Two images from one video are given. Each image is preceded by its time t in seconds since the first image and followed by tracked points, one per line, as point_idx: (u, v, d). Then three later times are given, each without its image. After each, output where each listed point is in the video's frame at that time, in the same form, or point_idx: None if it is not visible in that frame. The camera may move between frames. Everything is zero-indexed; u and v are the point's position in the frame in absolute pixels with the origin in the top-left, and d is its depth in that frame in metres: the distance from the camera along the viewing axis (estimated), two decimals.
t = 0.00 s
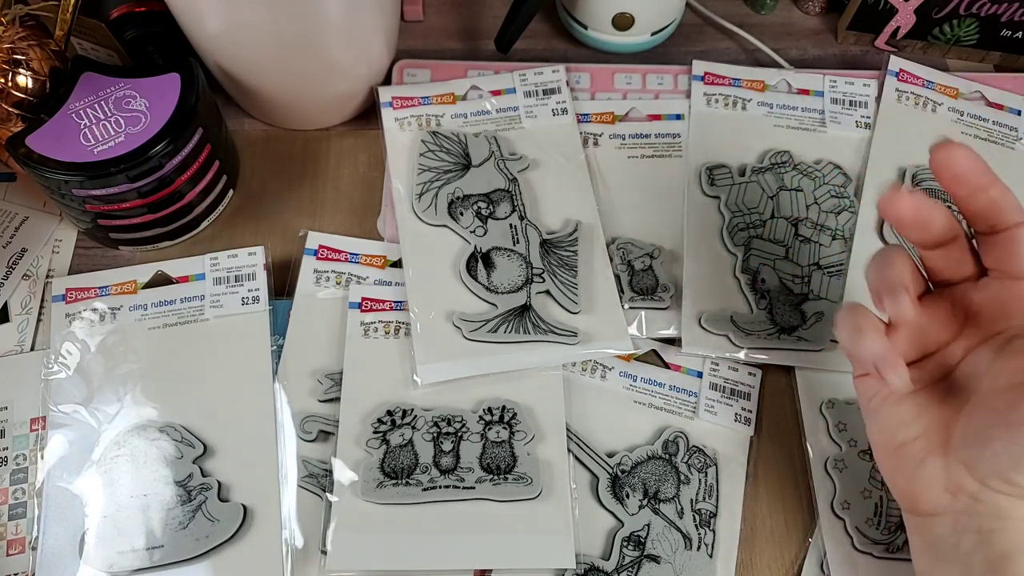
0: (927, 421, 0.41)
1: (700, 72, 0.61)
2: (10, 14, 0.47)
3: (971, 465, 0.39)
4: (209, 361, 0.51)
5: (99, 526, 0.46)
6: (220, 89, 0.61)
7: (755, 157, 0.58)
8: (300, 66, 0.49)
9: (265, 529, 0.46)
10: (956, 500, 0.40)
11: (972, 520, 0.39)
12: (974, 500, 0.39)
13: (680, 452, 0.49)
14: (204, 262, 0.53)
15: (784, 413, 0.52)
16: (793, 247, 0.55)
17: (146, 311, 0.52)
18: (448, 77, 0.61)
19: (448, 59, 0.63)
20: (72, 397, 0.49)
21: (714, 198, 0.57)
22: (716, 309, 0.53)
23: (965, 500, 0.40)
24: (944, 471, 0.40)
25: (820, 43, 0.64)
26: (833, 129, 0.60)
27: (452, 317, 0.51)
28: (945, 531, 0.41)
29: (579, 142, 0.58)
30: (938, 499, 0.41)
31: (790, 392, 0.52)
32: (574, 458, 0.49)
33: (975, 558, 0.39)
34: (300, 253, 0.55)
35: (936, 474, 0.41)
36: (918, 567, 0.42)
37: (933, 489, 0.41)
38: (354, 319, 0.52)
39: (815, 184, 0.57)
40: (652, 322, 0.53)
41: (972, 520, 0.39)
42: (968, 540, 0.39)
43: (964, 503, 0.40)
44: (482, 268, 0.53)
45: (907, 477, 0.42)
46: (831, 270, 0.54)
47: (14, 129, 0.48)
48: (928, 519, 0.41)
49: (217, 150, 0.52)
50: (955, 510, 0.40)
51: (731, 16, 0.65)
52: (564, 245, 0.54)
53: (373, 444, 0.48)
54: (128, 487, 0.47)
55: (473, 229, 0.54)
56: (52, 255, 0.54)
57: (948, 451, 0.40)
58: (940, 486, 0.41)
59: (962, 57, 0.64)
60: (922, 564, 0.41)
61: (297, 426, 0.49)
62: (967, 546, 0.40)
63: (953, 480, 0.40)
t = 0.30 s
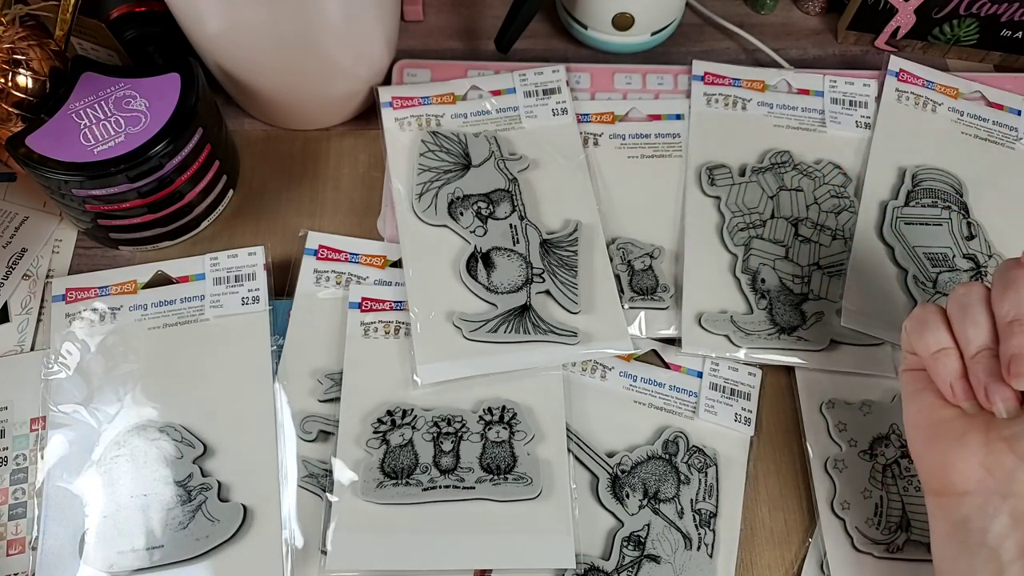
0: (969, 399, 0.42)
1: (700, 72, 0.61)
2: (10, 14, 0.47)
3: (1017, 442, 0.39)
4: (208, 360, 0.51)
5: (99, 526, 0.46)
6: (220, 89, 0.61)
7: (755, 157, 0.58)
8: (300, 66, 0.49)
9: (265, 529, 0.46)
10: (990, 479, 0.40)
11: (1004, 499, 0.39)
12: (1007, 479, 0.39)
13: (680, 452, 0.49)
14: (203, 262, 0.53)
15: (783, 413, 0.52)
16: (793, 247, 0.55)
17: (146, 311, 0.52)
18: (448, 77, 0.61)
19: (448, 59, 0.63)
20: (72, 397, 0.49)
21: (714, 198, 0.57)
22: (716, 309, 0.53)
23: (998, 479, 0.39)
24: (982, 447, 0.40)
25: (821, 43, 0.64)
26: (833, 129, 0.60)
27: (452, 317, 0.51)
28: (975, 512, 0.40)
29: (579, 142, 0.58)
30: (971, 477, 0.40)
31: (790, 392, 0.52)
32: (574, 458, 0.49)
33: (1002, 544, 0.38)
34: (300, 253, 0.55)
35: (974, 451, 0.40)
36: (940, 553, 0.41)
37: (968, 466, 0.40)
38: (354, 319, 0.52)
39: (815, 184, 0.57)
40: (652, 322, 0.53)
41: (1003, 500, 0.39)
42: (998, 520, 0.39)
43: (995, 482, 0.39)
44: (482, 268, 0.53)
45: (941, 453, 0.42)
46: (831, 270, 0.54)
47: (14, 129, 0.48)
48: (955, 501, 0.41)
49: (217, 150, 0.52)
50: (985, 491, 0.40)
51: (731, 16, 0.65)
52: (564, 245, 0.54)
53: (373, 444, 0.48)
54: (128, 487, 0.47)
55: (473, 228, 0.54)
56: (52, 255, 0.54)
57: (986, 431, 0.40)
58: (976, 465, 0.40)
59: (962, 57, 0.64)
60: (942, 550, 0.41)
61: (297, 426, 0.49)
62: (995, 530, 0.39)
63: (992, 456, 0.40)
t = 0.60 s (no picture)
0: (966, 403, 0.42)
1: (700, 72, 0.61)
2: (10, 14, 0.47)
3: (1013, 442, 0.39)
4: (208, 360, 0.51)
5: (99, 526, 0.46)
6: (220, 89, 0.61)
7: (755, 157, 0.58)
8: (300, 66, 0.49)
9: (265, 529, 0.46)
10: (986, 478, 0.40)
11: (1000, 499, 0.39)
12: (1004, 479, 0.39)
13: (680, 452, 0.49)
14: (203, 262, 0.53)
15: (783, 413, 0.52)
16: (793, 247, 0.55)
17: (146, 311, 0.52)
18: (448, 77, 0.61)
19: (448, 59, 0.63)
20: (72, 397, 0.49)
21: (714, 198, 0.57)
22: (716, 309, 0.53)
23: (995, 479, 0.39)
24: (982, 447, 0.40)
25: (820, 43, 0.64)
26: (833, 129, 0.60)
27: (452, 317, 0.51)
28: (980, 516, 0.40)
29: (579, 141, 0.58)
30: (968, 476, 0.40)
31: (790, 392, 0.52)
32: (574, 458, 0.49)
33: (999, 544, 0.38)
34: (300, 253, 0.55)
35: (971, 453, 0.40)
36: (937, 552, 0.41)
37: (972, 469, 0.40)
38: (354, 319, 0.52)
39: (815, 184, 0.57)
40: (652, 322, 0.53)
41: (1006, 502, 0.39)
42: (996, 520, 0.39)
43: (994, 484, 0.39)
44: (482, 268, 0.53)
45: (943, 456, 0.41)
46: (831, 270, 0.54)
47: (14, 129, 0.48)
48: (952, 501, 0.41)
49: (217, 150, 0.52)
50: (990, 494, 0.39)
51: (731, 16, 0.65)
52: (564, 245, 0.54)
53: (373, 444, 0.48)
54: (128, 487, 0.47)
55: (473, 228, 0.54)
56: (52, 255, 0.54)
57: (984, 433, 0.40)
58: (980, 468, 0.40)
59: (962, 57, 0.64)
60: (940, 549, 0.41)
61: (297, 426, 0.49)
62: (992, 529, 0.39)
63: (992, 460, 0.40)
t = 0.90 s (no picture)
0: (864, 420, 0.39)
1: (700, 72, 0.61)
2: (10, 14, 0.47)
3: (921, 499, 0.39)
4: (207, 360, 0.51)
5: (99, 526, 0.46)
6: (220, 89, 0.61)
7: (755, 157, 0.58)
8: (299, 66, 0.49)
9: (265, 529, 0.46)
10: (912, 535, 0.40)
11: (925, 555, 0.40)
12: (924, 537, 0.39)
13: (680, 452, 0.49)
14: (203, 262, 0.53)
15: (780, 413, 0.52)
16: (793, 247, 0.55)
17: (146, 311, 0.52)
18: (448, 77, 0.61)
19: (448, 59, 0.63)
20: (72, 397, 0.49)
21: (714, 198, 0.57)
22: (716, 309, 0.53)
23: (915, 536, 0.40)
24: (941, 461, 0.38)
25: (821, 42, 0.64)
26: (833, 129, 0.60)
27: (453, 317, 0.51)
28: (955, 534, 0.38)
29: (579, 142, 0.58)
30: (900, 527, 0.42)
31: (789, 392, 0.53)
32: (574, 458, 0.49)
33: None
34: (300, 253, 0.55)
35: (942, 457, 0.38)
36: None
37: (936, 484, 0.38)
38: (354, 319, 0.52)
39: (815, 184, 0.57)
40: (652, 322, 0.53)
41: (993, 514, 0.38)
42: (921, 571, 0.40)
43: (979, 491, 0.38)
44: (482, 268, 0.53)
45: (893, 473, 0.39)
46: (830, 271, 0.54)
47: (14, 129, 0.48)
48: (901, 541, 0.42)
49: (217, 150, 0.52)
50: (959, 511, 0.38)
51: (731, 16, 0.65)
52: (564, 245, 0.54)
53: (373, 443, 0.48)
54: (128, 487, 0.47)
55: (473, 229, 0.54)
56: (52, 255, 0.54)
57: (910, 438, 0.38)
58: (941, 488, 0.38)
59: (962, 57, 0.64)
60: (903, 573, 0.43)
61: (297, 426, 0.49)
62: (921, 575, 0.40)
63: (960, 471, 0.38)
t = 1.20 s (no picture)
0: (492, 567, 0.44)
1: (700, 72, 0.61)
2: (10, 14, 0.47)
3: None
4: (207, 360, 0.51)
5: (98, 526, 0.46)
6: (220, 89, 0.61)
7: (755, 157, 0.58)
8: (299, 66, 0.49)
9: (265, 528, 0.46)
10: None
11: None
12: None
13: (680, 452, 0.49)
14: (203, 262, 0.53)
15: (779, 413, 0.52)
16: (793, 247, 0.55)
17: (146, 311, 0.52)
18: (448, 77, 0.61)
19: (448, 59, 0.63)
20: (72, 396, 0.49)
21: (714, 198, 0.57)
22: (716, 309, 0.53)
23: None
24: None
25: (821, 43, 0.64)
26: (833, 129, 0.60)
27: (453, 317, 0.51)
28: None
29: (579, 142, 0.58)
30: None
31: (789, 391, 0.53)
32: (575, 457, 0.49)
33: None
34: (300, 253, 0.55)
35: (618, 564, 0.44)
36: None
37: None
38: (354, 319, 0.52)
39: (815, 184, 0.57)
40: (652, 322, 0.53)
41: None
42: None
43: None
44: (482, 268, 0.53)
45: None
46: (830, 271, 0.54)
47: (14, 129, 0.48)
48: None
49: (217, 150, 0.52)
50: None
51: (731, 15, 0.65)
52: (564, 246, 0.54)
53: (373, 444, 0.48)
54: (128, 487, 0.47)
55: (473, 229, 0.54)
56: (53, 255, 0.54)
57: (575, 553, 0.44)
58: None
59: (962, 57, 0.64)
60: None
61: (297, 427, 0.49)
62: None
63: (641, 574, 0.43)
